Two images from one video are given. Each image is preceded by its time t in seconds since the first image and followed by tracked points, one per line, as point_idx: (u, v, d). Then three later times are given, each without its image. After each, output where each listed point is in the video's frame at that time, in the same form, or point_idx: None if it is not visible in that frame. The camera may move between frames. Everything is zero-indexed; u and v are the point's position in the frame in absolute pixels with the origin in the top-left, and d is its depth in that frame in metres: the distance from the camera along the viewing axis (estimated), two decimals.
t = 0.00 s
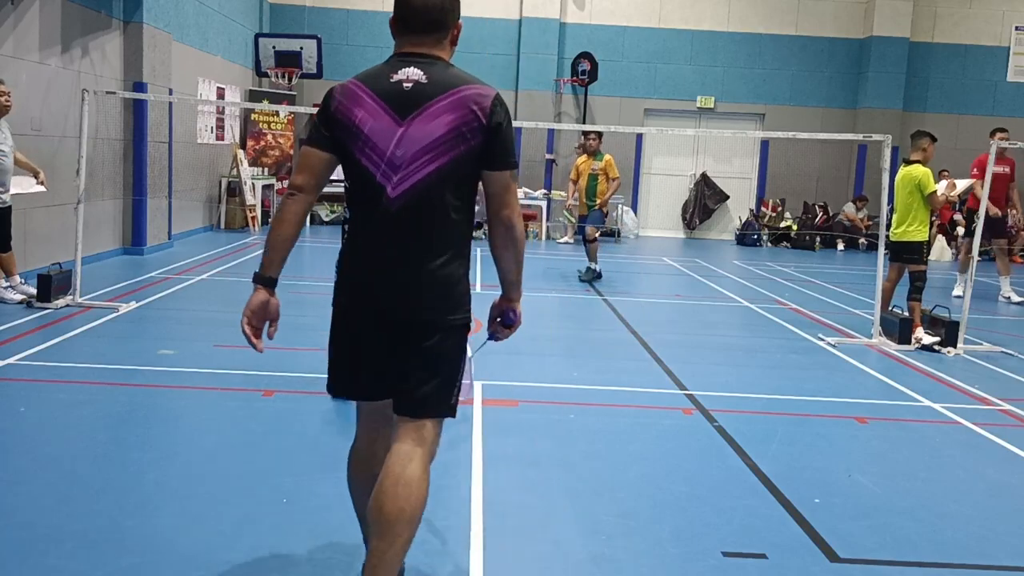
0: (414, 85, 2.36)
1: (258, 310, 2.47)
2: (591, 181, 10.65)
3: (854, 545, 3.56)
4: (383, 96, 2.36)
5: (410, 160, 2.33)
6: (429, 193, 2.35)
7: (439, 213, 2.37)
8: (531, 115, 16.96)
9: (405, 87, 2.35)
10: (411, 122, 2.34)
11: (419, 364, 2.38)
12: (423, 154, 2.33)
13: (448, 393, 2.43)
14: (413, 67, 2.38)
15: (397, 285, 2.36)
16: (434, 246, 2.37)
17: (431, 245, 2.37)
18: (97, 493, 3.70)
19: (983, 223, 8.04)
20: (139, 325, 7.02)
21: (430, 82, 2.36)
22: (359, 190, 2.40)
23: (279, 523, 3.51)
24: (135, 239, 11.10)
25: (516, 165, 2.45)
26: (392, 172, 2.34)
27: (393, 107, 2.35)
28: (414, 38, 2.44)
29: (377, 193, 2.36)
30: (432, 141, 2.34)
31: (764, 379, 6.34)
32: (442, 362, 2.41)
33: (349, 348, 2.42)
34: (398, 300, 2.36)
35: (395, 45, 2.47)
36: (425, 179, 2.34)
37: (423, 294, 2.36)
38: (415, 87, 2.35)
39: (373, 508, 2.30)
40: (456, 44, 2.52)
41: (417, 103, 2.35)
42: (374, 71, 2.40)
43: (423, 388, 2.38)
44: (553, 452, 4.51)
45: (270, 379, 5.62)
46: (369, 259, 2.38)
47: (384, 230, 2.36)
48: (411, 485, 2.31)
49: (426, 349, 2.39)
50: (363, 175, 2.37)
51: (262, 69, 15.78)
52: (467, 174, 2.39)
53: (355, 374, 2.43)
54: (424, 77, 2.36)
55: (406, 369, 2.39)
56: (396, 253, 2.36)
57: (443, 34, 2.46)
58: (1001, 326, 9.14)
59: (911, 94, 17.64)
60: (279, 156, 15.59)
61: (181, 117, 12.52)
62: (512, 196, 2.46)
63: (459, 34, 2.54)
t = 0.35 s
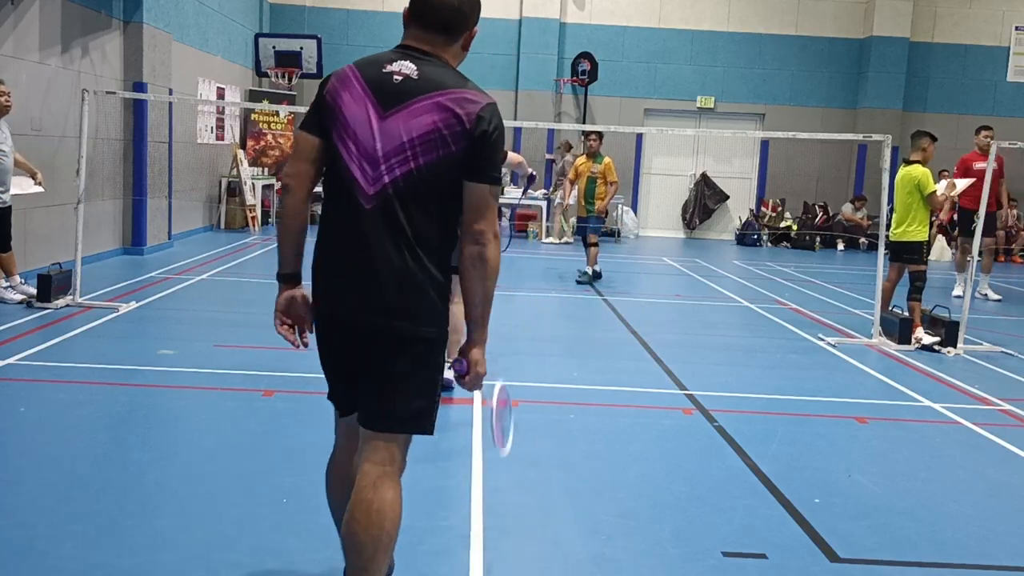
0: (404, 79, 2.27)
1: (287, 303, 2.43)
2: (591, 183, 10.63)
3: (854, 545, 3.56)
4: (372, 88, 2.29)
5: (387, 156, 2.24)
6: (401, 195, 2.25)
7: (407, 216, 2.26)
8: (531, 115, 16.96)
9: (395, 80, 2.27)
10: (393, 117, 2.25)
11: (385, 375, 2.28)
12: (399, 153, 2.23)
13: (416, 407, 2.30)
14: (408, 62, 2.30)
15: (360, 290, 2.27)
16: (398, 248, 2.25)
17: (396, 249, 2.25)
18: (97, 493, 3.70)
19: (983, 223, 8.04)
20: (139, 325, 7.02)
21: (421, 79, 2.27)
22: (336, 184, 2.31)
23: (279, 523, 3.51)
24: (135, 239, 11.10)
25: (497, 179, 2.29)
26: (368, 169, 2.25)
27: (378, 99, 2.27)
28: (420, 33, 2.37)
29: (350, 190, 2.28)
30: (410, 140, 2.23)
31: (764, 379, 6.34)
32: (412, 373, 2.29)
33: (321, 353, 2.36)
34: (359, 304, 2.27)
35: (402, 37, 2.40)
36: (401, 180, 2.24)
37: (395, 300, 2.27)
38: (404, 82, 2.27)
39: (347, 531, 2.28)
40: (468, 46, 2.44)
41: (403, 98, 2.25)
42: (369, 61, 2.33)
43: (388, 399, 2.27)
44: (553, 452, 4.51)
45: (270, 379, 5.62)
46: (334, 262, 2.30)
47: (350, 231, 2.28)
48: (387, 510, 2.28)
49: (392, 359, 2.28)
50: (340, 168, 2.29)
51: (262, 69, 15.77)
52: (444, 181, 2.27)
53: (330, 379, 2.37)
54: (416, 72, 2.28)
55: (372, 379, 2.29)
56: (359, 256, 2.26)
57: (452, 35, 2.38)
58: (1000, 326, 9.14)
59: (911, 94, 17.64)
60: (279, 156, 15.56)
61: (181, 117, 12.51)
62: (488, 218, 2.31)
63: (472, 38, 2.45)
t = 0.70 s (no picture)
0: (390, 84, 2.29)
1: (292, 321, 2.51)
2: (590, 183, 10.58)
3: (854, 545, 3.56)
4: (359, 96, 2.31)
5: (378, 163, 2.26)
6: (394, 199, 2.27)
7: (401, 218, 2.27)
8: (531, 115, 16.96)
9: (381, 86, 2.29)
10: (380, 124, 2.27)
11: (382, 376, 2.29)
12: (389, 159, 2.25)
13: (416, 405, 2.31)
14: (392, 66, 2.31)
15: (358, 290, 2.28)
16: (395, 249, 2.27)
17: (394, 249, 2.27)
18: (96, 492, 3.70)
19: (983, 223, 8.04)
20: (139, 325, 7.01)
21: (406, 83, 2.29)
22: (328, 192, 2.33)
23: (279, 523, 3.51)
24: (135, 239, 11.10)
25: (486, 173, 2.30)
26: (361, 176, 2.27)
27: (366, 106, 2.29)
28: (402, 36, 2.37)
29: (343, 198, 2.30)
30: (400, 146, 2.25)
31: (764, 379, 6.34)
32: (411, 372, 2.30)
33: (319, 356, 2.38)
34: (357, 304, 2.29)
35: (383, 42, 2.41)
36: (393, 185, 2.26)
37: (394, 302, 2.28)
38: (391, 88, 2.29)
39: (347, 531, 2.29)
40: (450, 44, 2.44)
41: (389, 104, 2.27)
42: (354, 70, 2.35)
43: (388, 398, 2.28)
44: (553, 452, 4.51)
45: (271, 379, 5.62)
46: (333, 265, 2.32)
47: (347, 235, 2.29)
48: (387, 507, 2.30)
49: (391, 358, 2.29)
50: (332, 178, 2.31)
51: (262, 69, 15.76)
52: (435, 183, 2.29)
53: (327, 383, 2.37)
54: (401, 77, 2.29)
55: (370, 378, 2.30)
56: (357, 258, 2.28)
57: (434, 36, 2.38)
58: (999, 326, 9.15)
59: (911, 94, 17.65)
60: (279, 156, 15.56)
61: (181, 117, 12.51)
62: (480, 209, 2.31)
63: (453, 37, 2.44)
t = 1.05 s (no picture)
0: (375, 87, 2.42)
1: (281, 310, 2.64)
2: (592, 186, 10.54)
3: (854, 545, 3.56)
4: (345, 99, 2.43)
5: (370, 162, 2.39)
6: (387, 196, 2.41)
7: (396, 214, 2.43)
8: (531, 115, 16.97)
9: (366, 89, 2.42)
10: (370, 126, 2.40)
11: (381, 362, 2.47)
12: (380, 158, 2.39)
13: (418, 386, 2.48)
14: (375, 69, 2.44)
15: (356, 283, 2.43)
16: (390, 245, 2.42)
17: (389, 244, 2.42)
18: (96, 492, 3.70)
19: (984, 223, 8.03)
20: (139, 325, 7.01)
21: (391, 85, 2.42)
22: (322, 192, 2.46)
23: (279, 523, 3.51)
24: (135, 239, 11.10)
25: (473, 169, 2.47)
26: (354, 176, 2.41)
27: (353, 109, 2.42)
28: (378, 40, 2.50)
29: (339, 197, 2.43)
30: (390, 147, 2.39)
31: (763, 379, 6.35)
32: (407, 358, 2.46)
33: (318, 347, 2.50)
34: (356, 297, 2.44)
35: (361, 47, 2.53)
36: (387, 182, 2.40)
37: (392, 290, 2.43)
38: (377, 90, 2.42)
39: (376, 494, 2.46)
40: (424, 45, 2.57)
41: (377, 107, 2.41)
42: (339, 73, 2.47)
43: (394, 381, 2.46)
44: (552, 452, 4.51)
45: (271, 379, 5.62)
46: (330, 259, 2.46)
47: (342, 231, 2.43)
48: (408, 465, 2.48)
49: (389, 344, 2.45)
50: (326, 178, 2.44)
51: (262, 69, 15.75)
52: (424, 179, 2.45)
53: (326, 370, 2.51)
54: (385, 79, 2.43)
55: (373, 362, 2.47)
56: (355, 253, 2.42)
57: (408, 38, 2.51)
58: (999, 326, 9.15)
59: (911, 94, 17.64)
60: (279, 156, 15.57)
61: (182, 117, 12.51)
62: (468, 206, 2.49)
63: (426, 36, 2.57)
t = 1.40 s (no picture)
0: (404, 99, 2.58)
1: (302, 293, 2.79)
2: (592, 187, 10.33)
3: (855, 545, 3.56)
4: (373, 109, 2.58)
5: (400, 171, 2.56)
6: (416, 203, 2.58)
7: (425, 220, 2.60)
8: (531, 115, 16.97)
9: (395, 101, 2.57)
10: (400, 135, 2.56)
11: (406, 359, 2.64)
12: (411, 168, 2.56)
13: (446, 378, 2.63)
14: (402, 82, 2.59)
15: (386, 286, 2.58)
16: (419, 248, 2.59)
17: (419, 247, 2.59)
18: (96, 492, 3.70)
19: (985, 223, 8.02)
20: (139, 325, 7.01)
21: (419, 98, 2.58)
22: (351, 198, 2.60)
23: (278, 523, 3.51)
24: (135, 239, 11.10)
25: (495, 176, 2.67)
26: (384, 184, 2.56)
27: (383, 119, 2.56)
28: (399, 55, 2.64)
29: (369, 203, 2.58)
30: (420, 155, 2.56)
31: (763, 378, 6.35)
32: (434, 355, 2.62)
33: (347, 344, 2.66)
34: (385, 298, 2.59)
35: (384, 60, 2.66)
36: (417, 189, 2.58)
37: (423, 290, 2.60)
38: (405, 101, 2.57)
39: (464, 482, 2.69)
40: (443, 59, 2.72)
41: (407, 118, 2.57)
42: (365, 83, 2.60)
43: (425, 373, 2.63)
44: (553, 452, 4.51)
45: (271, 379, 5.62)
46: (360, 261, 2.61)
47: (374, 235, 2.58)
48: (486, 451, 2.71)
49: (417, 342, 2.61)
50: (356, 185, 2.58)
51: (262, 69, 15.75)
52: (450, 186, 2.63)
53: (356, 365, 2.67)
54: (413, 93, 2.58)
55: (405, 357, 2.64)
56: (386, 256, 2.58)
57: (429, 52, 2.65)
58: (999, 326, 9.15)
59: (911, 94, 17.64)
60: (278, 156, 15.58)
61: (182, 118, 12.51)
62: (486, 211, 2.71)
63: (445, 50, 2.72)
